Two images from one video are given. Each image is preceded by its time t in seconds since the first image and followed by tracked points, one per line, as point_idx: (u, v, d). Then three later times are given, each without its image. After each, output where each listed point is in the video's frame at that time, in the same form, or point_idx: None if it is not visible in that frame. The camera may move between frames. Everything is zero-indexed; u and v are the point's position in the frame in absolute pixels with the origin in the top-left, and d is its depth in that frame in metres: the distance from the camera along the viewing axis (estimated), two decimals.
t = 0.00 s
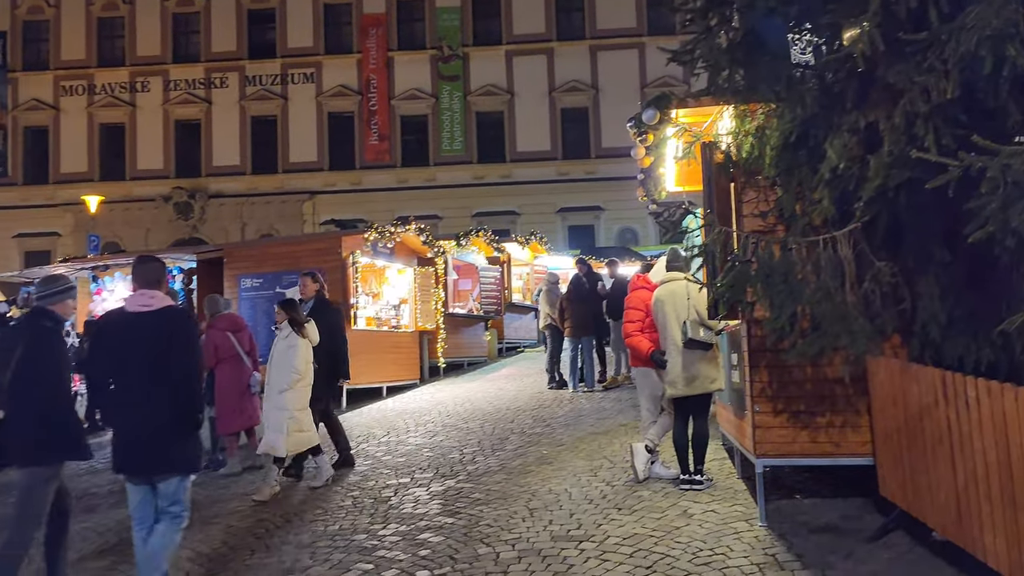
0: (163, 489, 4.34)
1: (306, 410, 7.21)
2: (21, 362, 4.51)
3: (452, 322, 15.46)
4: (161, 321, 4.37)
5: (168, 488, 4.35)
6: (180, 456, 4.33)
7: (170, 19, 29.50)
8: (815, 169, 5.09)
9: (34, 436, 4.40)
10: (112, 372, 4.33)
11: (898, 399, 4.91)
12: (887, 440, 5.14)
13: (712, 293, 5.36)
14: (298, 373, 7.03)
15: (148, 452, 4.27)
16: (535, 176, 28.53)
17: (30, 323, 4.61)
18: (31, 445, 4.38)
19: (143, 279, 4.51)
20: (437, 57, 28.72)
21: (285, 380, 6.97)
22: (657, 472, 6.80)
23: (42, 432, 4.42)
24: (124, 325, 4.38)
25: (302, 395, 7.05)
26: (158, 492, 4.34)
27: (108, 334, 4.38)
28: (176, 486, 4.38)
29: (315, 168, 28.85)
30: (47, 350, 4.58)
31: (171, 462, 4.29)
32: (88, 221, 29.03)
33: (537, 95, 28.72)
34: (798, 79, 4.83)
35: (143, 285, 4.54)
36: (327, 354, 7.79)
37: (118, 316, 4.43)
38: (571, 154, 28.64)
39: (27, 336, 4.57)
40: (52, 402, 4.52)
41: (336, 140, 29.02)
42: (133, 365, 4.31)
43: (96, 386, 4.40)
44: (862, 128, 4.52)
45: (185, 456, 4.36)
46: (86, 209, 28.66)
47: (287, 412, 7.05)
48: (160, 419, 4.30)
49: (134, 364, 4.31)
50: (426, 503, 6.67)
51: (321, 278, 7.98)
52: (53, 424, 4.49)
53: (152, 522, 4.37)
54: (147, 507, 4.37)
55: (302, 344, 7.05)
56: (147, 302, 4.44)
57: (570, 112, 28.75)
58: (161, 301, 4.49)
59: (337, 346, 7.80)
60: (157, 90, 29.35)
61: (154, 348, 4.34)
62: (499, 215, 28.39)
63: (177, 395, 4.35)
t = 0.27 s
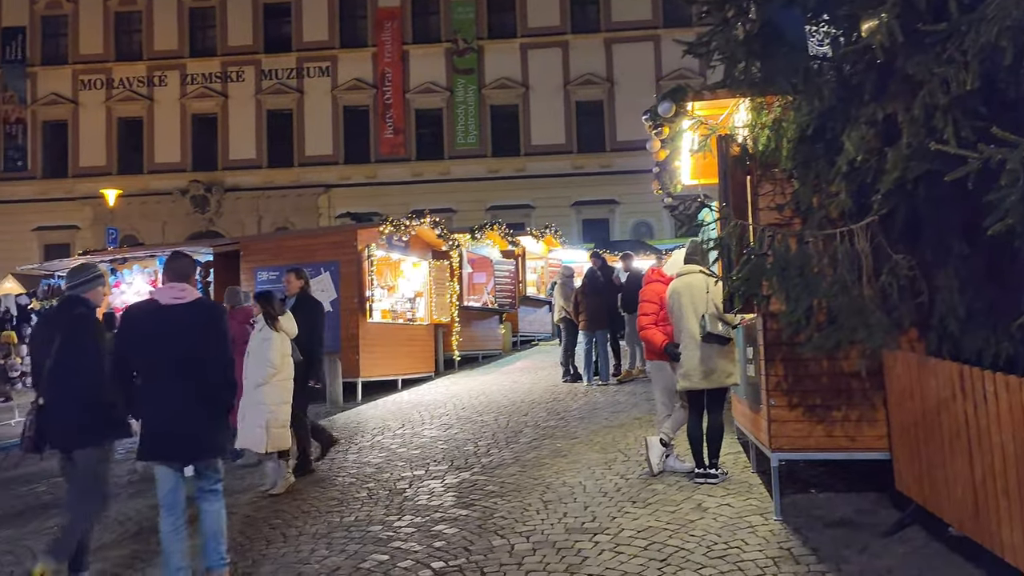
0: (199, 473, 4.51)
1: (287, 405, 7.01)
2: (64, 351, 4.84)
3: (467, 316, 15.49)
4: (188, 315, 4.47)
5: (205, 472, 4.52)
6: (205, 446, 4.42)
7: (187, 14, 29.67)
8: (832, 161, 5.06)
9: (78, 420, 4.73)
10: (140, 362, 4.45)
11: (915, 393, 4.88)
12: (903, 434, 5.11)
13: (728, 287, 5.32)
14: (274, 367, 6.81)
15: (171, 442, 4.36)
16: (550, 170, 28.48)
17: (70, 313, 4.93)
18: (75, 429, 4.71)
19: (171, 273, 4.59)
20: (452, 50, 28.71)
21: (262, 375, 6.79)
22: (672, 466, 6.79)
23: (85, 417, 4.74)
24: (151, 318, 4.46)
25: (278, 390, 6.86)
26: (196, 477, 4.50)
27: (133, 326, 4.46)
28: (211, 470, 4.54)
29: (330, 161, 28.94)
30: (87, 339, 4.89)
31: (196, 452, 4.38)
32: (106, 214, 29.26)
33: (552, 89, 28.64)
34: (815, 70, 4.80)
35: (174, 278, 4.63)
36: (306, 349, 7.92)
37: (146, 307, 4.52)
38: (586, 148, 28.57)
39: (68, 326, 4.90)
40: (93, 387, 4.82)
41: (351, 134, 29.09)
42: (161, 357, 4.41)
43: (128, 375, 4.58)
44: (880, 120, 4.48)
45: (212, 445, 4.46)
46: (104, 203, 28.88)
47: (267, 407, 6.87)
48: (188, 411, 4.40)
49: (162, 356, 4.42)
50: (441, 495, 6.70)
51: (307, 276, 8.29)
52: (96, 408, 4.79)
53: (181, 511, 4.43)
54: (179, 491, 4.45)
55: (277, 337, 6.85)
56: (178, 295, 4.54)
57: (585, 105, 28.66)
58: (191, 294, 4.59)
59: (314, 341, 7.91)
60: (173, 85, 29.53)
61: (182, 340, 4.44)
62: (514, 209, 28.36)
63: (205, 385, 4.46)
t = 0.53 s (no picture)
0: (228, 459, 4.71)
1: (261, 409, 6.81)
2: (94, 339, 4.87)
3: (478, 309, 15.49)
4: (216, 308, 4.61)
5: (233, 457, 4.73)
6: (235, 434, 4.59)
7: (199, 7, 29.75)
8: (848, 155, 5.02)
9: (111, 407, 4.81)
10: (171, 353, 4.60)
11: (931, 388, 4.85)
12: (917, 430, 5.09)
13: (741, 281, 5.29)
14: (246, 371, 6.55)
15: (202, 430, 4.51)
16: (560, 164, 28.44)
17: (100, 302, 4.97)
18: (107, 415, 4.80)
19: (187, 268, 4.71)
20: (463, 44, 28.67)
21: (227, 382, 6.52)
22: (684, 460, 6.79)
23: (119, 405, 4.83)
24: (180, 311, 4.60)
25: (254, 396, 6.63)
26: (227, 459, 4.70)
27: (162, 318, 4.61)
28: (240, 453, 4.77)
29: (341, 155, 28.98)
30: (118, 328, 4.92)
31: (226, 439, 4.54)
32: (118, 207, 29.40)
33: (563, 82, 28.57)
34: (831, 63, 4.76)
35: (191, 273, 4.77)
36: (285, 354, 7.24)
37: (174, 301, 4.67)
38: (596, 142, 28.51)
39: (98, 314, 4.92)
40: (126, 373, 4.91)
41: (362, 127, 29.13)
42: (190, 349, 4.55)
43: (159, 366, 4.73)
44: (896, 114, 4.45)
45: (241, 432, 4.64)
46: (116, 196, 29.02)
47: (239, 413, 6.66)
48: (218, 399, 4.54)
49: (191, 348, 4.55)
50: (452, 488, 6.71)
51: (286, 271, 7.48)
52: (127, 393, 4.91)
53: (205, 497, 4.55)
54: (202, 480, 4.55)
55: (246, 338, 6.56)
56: (203, 290, 4.69)
57: (596, 99, 28.59)
58: (214, 287, 4.74)
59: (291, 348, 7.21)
60: (185, 78, 29.62)
61: (211, 332, 4.57)
62: (524, 203, 28.33)
63: (235, 375, 4.61)
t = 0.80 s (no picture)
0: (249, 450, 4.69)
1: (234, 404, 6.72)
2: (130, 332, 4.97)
3: (488, 303, 15.49)
4: (247, 299, 4.71)
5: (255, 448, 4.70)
6: (266, 422, 4.68)
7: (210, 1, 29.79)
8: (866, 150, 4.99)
9: (148, 396, 4.94)
10: (204, 344, 4.69)
11: (949, 385, 4.82)
12: (934, 425, 5.07)
13: (757, 276, 5.24)
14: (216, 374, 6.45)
15: (234, 418, 4.60)
16: (571, 159, 28.39)
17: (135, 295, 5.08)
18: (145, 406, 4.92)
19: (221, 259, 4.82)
20: (475, 38, 28.64)
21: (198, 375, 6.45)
22: (696, 456, 6.78)
23: (154, 392, 4.97)
24: (210, 303, 4.70)
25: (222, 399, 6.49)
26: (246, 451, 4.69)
27: (196, 310, 4.72)
28: (261, 446, 4.73)
29: (352, 148, 29.02)
30: (156, 320, 5.05)
31: (256, 427, 4.62)
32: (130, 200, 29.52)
33: (574, 77, 28.51)
34: (852, 56, 4.70)
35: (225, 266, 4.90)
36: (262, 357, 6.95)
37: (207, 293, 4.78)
38: (607, 137, 28.44)
39: (136, 305, 5.03)
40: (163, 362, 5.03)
41: (372, 121, 29.14)
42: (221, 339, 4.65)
43: (192, 357, 4.83)
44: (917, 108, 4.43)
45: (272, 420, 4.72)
46: (128, 189, 29.12)
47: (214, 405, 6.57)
48: (247, 388, 4.61)
49: (223, 338, 4.65)
50: (464, 481, 6.72)
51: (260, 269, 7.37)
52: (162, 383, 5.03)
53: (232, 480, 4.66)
54: (229, 464, 4.67)
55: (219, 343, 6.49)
56: (231, 280, 4.77)
57: (607, 94, 28.50)
58: (244, 278, 4.82)
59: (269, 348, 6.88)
60: (197, 72, 29.69)
61: (242, 323, 4.66)
62: (535, 198, 28.32)
63: (262, 366, 4.67)
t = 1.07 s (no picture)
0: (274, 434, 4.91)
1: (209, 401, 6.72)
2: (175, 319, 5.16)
3: (501, 297, 15.49)
4: (275, 289, 4.93)
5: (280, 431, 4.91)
6: (293, 406, 4.90)
7: None
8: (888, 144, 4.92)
9: (190, 382, 5.07)
10: (234, 331, 4.93)
11: (971, 380, 4.77)
12: (955, 422, 5.03)
13: (777, 271, 5.17)
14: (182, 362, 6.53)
15: (264, 403, 4.82)
16: (584, 152, 28.31)
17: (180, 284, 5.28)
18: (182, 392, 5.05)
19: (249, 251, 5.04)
20: (488, 31, 28.56)
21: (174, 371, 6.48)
22: (712, 451, 6.74)
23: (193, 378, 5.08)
24: (238, 294, 4.96)
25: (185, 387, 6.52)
26: (264, 438, 4.89)
27: (229, 300, 4.98)
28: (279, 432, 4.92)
29: (365, 142, 29.04)
30: (196, 307, 5.19)
31: (286, 410, 4.85)
32: (145, 192, 29.67)
33: (587, 70, 28.42)
34: (872, 49, 4.57)
35: (254, 256, 5.10)
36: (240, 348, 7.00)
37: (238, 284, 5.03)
38: (620, 130, 28.34)
39: (178, 294, 5.21)
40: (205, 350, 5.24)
41: (385, 114, 29.16)
42: (252, 326, 4.87)
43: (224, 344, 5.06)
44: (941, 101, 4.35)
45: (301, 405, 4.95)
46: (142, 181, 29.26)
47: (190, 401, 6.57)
48: (267, 378, 4.83)
49: (253, 326, 4.87)
50: (479, 475, 6.72)
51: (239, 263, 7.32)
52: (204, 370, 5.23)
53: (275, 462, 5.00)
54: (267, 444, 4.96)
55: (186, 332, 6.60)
56: (259, 272, 5.00)
57: (620, 87, 28.38)
58: (270, 270, 5.03)
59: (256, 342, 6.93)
60: (210, 65, 29.77)
61: (271, 312, 4.89)
62: (547, 191, 28.27)
63: (282, 357, 4.88)
